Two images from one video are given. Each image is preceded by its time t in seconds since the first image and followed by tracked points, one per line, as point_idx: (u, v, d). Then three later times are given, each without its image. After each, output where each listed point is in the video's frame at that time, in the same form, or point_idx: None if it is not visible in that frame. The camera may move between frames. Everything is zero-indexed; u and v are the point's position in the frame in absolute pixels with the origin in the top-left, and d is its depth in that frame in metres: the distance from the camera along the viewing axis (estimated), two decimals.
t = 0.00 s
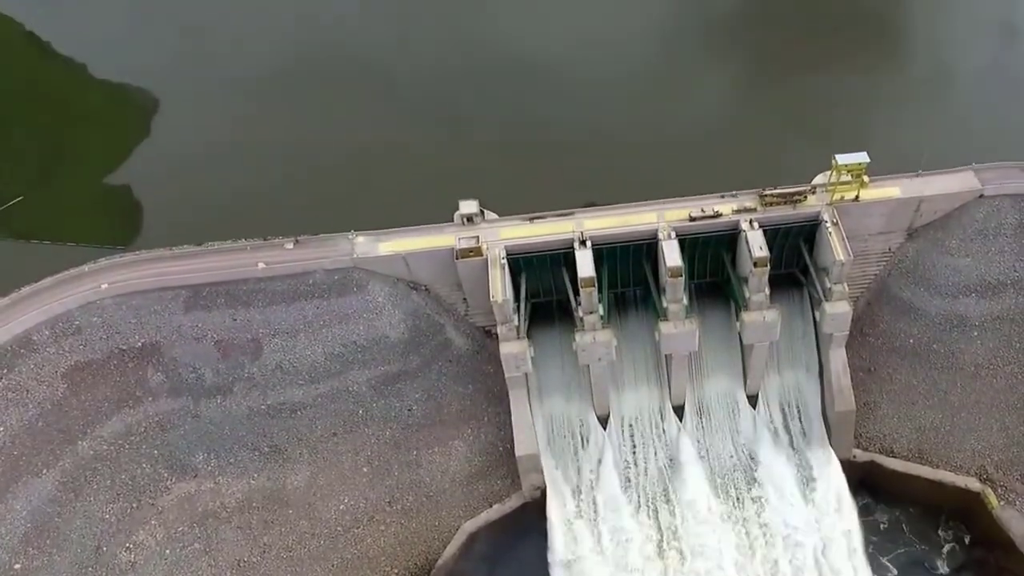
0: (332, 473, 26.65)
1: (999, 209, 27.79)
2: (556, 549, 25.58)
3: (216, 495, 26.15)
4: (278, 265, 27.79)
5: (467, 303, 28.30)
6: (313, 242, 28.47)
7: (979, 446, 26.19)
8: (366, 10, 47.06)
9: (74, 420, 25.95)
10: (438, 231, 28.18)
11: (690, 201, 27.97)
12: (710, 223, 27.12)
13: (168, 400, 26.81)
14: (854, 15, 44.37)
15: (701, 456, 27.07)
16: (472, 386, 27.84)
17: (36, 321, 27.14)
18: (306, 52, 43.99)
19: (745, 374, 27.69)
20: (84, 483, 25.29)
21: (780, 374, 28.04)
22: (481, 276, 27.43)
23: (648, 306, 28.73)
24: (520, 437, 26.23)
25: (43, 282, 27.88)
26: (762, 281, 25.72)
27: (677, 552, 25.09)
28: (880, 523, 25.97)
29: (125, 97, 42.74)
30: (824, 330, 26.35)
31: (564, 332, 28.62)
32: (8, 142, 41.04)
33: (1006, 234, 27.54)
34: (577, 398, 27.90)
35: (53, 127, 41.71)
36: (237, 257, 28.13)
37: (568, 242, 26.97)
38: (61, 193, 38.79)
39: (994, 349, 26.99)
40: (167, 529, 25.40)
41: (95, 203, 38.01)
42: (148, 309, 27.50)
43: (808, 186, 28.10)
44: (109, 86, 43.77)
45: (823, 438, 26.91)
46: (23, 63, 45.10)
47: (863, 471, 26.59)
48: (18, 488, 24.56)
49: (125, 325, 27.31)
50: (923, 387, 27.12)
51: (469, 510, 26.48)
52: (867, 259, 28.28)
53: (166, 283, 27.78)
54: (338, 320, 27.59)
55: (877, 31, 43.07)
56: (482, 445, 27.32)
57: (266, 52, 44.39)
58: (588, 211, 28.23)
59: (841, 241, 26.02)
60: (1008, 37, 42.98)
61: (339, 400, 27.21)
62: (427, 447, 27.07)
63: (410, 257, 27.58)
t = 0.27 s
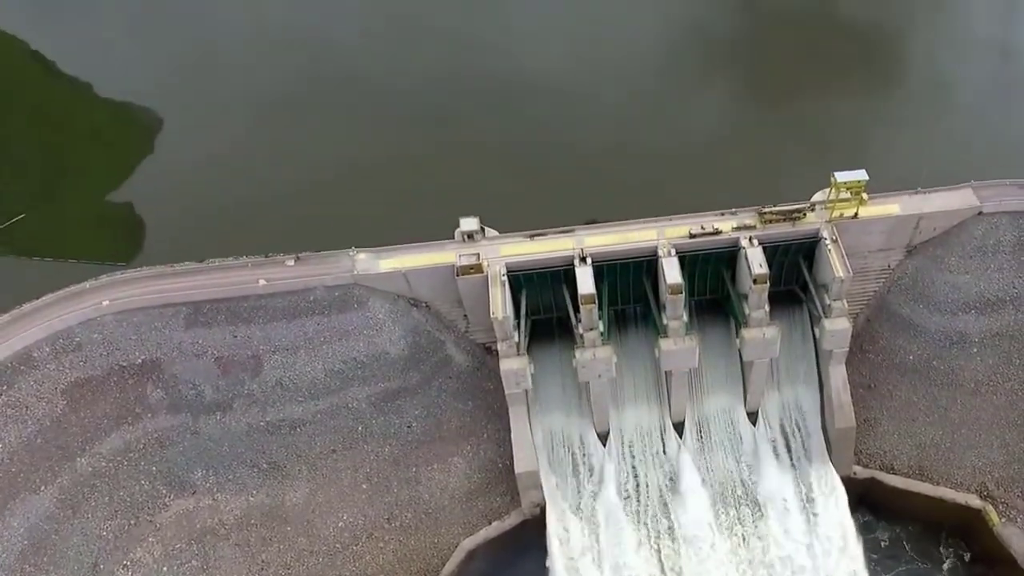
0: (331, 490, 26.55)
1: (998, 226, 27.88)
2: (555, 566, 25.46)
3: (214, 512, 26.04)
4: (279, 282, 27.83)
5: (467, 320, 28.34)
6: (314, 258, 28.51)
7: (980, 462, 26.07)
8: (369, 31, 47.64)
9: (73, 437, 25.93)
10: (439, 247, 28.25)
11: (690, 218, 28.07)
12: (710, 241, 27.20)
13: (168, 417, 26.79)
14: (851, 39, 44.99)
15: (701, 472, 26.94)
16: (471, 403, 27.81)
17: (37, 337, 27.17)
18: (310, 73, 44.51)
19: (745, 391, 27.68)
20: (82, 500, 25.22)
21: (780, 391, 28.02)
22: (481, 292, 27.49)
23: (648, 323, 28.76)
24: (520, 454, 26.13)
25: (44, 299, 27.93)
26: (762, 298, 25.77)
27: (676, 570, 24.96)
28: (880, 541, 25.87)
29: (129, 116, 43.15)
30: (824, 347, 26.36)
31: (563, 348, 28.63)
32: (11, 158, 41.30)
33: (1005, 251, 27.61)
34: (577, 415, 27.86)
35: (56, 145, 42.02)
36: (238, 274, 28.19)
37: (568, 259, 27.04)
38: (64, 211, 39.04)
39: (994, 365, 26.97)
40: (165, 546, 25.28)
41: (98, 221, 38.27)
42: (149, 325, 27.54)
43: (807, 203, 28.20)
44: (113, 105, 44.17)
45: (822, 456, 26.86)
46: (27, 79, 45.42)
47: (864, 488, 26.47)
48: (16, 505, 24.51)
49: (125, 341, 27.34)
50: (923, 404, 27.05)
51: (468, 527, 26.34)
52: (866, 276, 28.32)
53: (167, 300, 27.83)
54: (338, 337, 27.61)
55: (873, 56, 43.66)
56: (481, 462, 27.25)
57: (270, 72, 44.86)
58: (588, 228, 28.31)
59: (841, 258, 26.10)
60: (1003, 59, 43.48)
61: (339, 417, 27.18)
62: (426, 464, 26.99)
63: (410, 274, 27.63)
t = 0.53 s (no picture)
0: (330, 507, 26.45)
1: (997, 243, 27.95)
2: None
3: (213, 528, 25.93)
4: (280, 298, 27.90)
5: (468, 336, 28.36)
6: (315, 275, 28.60)
7: (980, 479, 25.94)
8: (372, 50, 48.09)
9: (72, 453, 25.87)
10: (439, 264, 28.32)
11: (690, 235, 28.16)
12: (710, 257, 27.29)
13: (167, 433, 26.73)
14: (849, 59, 45.42)
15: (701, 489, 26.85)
16: (471, 419, 27.75)
17: (37, 353, 27.18)
18: (313, 91, 44.89)
19: (746, 407, 27.67)
20: (80, 516, 25.14)
21: (780, 407, 28.00)
22: (482, 309, 27.53)
23: (648, 339, 28.78)
24: (520, 471, 26.01)
25: (45, 314, 27.97)
26: (762, 314, 25.83)
27: None
28: (882, 558, 25.79)
29: (133, 134, 43.49)
30: (824, 363, 26.35)
31: (563, 365, 28.64)
32: (14, 175, 41.54)
33: (1004, 268, 27.66)
34: (577, 431, 27.80)
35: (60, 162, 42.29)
36: (239, 290, 28.26)
37: (569, 275, 27.12)
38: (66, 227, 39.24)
39: (995, 382, 26.92)
40: (163, 563, 25.16)
41: (99, 238, 38.48)
42: (149, 342, 27.56)
43: (807, 220, 28.31)
44: (116, 122, 44.52)
45: (823, 472, 26.77)
46: (32, 96, 45.76)
47: (864, 505, 26.39)
48: (14, 522, 24.48)
49: (125, 357, 27.34)
50: (923, 420, 26.98)
51: (467, 544, 26.21)
52: (866, 292, 28.36)
53: (168, 316, 27.88)
54: (338, 353, 27.62)
55: (871, 75, 44.06)
56: (481, 478, 27.16)
57: (273, 89, 45.23)
58: (589, 244, 28.39)
59: (840, 275, 26.17)
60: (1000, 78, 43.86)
61: (338, 433, 27.13)
62: (426, 480, 26.89)
63: (411, 290, 27.69)
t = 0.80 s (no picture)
0: (329, 523, 26.30)
1: (996, 259, 28.01)
2: None
3: (210, 545, 25.78)
4: (280, 314, 27.93)
5: (468, 352, 28.36)
6: (316, 291, 28.65)
7: (982, 495, 25.80)
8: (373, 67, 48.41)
9: (70, 469, 25.83)
10: (440, 280, 28.38)
11: (689, 251, 28.22)
12: (710, 273, 27.36)
13: (166, 449, 26.68)
14: (847, 76, 45.76)
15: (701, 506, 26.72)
16: (471, 435, 27.69)
17: (38, 369, 27.21)
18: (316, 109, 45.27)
19: (746, 423, 27.63)
20: (78, 533, 25.09)
21: (780, 424, 27.90)
22: (482, 325, 27.57)
23: (649, 355, 28.78)
24: (520, 487, 25.89)
25: (46, 330, 28.01)
26: (762, 330, 25.90)
27: None
28: None
29: (136, 151, 43.77)
30: (824, 379, 26.35)
31: (563, 381, 28.65)
32: (16, 191, 41.75)
33: (1003, 284, 27.68)
34: (576, 447, 27.72)
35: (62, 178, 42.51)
36: (240, 306, 28.28)
37: (568, 292, 27.19)
38: (67, 243, 39.43)
39: (995, 397, 26.84)
40: None
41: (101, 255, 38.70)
42: (150, 358, 27.57)
43: (806, 236, 28.41)
44: (119, 139, 44.81)
45: (823, 488, 26.63)
46: (35, 112, 46.09)
47: (865, 522, 26.40)
48: (12, 539, 24.51)
49: (125, 373, 27.35)
50: (923, 436, 26.88)
51: (466, 561, 26.08)
52: (865, 308, 28.39)
53: (168, 332, 27.90)
54: (338, 369, 27.61)
55: (868, 93, 44.41)
56: (480, 495, 27.02)
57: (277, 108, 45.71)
58: (589, 260, 28.45)
59: (840, 291, 26.23)
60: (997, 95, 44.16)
61: (338, 449, 27.05)
62: (425, 497, 26.77)
63: (411, 306, 27.74)
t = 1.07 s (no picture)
0: (327, 539, 26.18)
1: (996, 275, 28.06)
2: None
3: (208, 562, 25.68)
4: (281, 331, 27.95)
5: (468, 368, 28.36)
6: (316, 307, 28.69)
7: (983, 511, 25.71)
8: (375, 86, 48.85)
9: (68, 486, 25.77)
10: (440, 296, 28.43)
11: (689, 267, 28.29)
12: (710, 290, 27.43)
13: (164, 465, 26.61)
14: (845, 95, 46.20)
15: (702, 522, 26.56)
16: (470, 451, 27.62)
17: (37, 385, 27.22)
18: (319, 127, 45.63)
19: (746, 439, 27.57)
20: (75, 550, 25.02)
21: (780, 440, 27.81)
22: (482, 341, 27.60)
23: (648, 371, 28.79)
24: (520, 504, 25.70)
25: (46, 346, 28.03)
26: (762, 346, 25.94)
27: None
28: None
29: (138, 168, 44.05)
30: (824, 395, 26.33)
31: (563, 397, 28.65)
32: (18, 207, 41.93)
33: (1003, 300, 27.72)
34: (576, 463, 27.65)
35: (64, 195, 42.74)
36: (241, 322, 28.32)
37: (568, 308, 27.26)
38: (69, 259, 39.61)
39: (995, 413, 26.78)
40: None
41: (103, 271, 38.90)
42: (149, 374, 27.57)
43: (805, 253, 28.51)
44: (122, 157, 45.12)
45: (823, 504, 26.49)
46: (38, 129, 46.42)
47: (866, 538, 26.22)
48: (9, 555, 24.42)
49: (125, 389, 27.34)
50: (924, 452, 26.81)
51: None
52: (865, 325, 28.42)
53: (168, 348, 27.89)
54: (338, 385, 27.60)
55: (867, 111, 44.81)
56: (479, 511, 26.91)
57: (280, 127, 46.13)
58: (589, 276, 28.51)
59: (839, 307, 26.30)
60: (994, 113, 44.49)
61: (337, 465, 26.98)
62: (424, 513, 26.66)
63: (412, 322, 27.78)
